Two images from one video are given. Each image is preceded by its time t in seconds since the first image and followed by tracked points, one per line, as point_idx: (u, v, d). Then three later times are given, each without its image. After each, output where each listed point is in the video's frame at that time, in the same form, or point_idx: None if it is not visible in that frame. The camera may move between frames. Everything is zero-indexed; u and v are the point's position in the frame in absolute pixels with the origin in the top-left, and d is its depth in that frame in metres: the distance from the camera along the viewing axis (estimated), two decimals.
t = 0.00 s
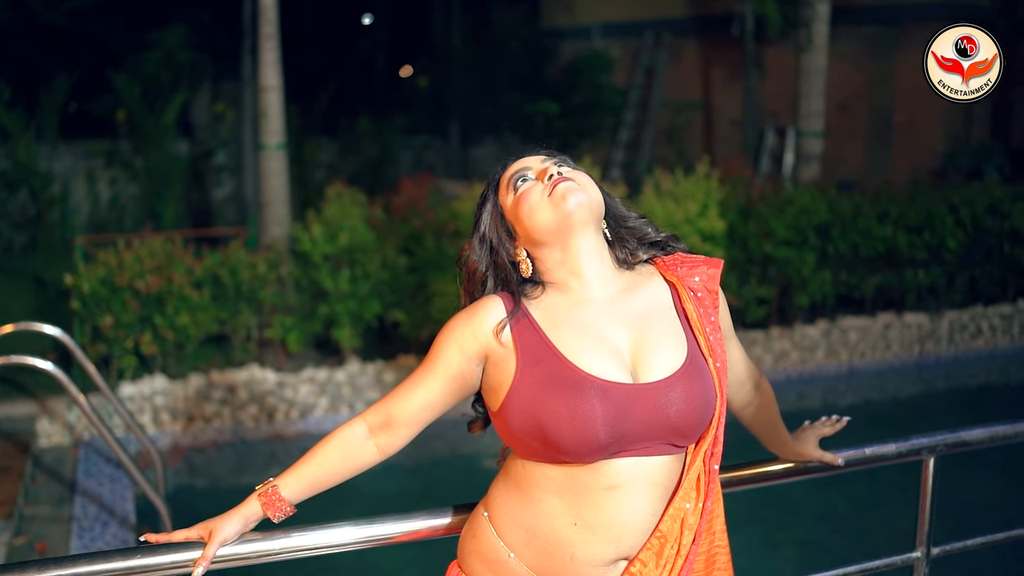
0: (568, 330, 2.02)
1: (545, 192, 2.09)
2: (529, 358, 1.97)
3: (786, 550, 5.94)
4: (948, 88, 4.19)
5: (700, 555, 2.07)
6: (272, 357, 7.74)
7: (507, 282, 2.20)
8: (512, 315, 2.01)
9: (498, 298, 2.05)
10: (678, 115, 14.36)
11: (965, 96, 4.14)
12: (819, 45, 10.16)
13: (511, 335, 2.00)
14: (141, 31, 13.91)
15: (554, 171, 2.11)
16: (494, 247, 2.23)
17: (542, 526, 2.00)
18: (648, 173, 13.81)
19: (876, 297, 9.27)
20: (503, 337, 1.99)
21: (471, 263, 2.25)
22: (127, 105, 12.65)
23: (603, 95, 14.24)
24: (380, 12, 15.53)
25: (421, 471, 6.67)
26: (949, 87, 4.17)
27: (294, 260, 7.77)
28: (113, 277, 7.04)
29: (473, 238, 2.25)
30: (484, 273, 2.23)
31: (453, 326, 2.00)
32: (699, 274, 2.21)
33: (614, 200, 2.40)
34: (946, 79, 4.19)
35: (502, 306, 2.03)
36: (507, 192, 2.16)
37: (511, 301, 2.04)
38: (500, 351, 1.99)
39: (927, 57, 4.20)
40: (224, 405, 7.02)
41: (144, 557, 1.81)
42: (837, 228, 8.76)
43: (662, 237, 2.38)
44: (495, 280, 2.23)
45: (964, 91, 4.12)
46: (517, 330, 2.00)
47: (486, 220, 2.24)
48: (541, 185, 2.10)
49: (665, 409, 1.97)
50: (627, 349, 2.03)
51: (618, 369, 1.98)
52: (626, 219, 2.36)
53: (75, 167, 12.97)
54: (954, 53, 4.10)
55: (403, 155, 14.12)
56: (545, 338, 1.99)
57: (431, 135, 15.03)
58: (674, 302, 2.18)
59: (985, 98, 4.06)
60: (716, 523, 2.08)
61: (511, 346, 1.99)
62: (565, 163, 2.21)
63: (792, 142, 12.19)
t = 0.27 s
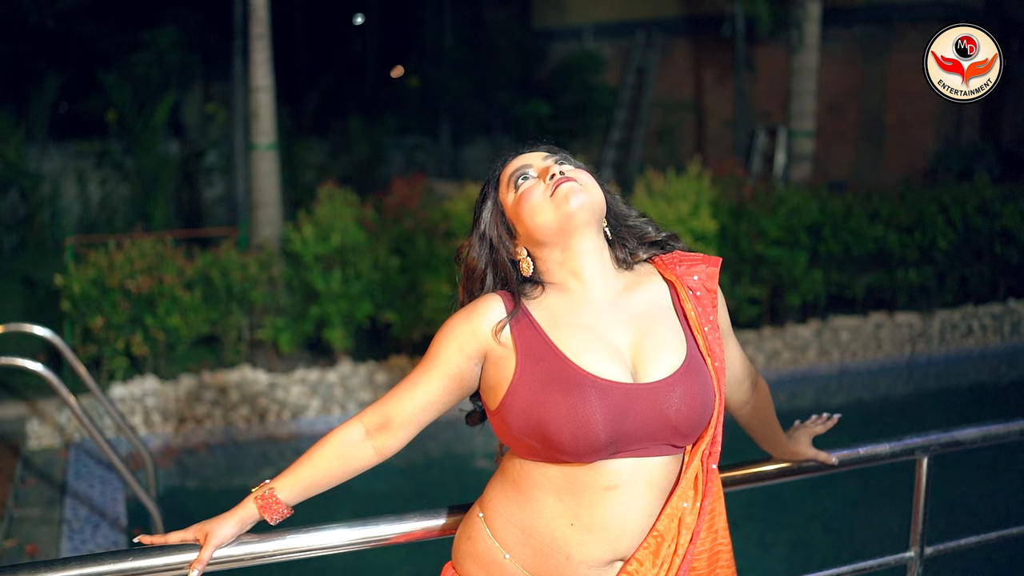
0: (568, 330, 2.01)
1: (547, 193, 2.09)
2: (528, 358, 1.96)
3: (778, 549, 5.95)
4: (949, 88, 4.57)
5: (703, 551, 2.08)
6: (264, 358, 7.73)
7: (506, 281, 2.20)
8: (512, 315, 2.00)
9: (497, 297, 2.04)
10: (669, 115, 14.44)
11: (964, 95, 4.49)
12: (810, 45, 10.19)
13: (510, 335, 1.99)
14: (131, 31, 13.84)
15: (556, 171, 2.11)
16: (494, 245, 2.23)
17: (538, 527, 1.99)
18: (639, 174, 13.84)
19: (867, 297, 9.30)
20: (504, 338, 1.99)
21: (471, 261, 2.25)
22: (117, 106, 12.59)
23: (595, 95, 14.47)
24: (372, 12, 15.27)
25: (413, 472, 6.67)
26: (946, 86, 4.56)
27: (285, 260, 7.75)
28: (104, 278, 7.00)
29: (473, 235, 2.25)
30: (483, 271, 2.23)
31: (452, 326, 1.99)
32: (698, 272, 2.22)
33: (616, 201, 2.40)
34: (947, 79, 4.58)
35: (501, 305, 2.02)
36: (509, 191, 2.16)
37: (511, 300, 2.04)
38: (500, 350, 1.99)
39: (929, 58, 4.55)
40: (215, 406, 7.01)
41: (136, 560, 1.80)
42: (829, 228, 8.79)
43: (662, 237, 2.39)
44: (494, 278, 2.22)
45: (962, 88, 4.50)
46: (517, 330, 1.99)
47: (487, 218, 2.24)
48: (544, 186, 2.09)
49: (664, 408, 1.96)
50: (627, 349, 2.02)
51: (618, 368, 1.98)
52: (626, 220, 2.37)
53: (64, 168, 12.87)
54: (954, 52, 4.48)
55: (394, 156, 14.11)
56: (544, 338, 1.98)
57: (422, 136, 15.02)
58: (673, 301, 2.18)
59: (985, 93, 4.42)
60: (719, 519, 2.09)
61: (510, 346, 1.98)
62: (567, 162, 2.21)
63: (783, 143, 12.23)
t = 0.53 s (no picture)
0: (566, 328, 2.00)
1: (547, 191, 2.07)
2: (525, 356, 1.95)
3: (770, 548, 5.95)
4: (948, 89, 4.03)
5: (701, 543, 2.09)
6: (255, 358, 7.70)
7: (503, 278, 2.18)
8: (509, 313, 1.99)
9: (495, 295, 2.02)
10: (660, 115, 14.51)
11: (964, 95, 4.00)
12: (801, 44, 10.21)
13: (507, 333, 1.98)
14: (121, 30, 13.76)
15: (556, 169, 2.09)
16: (490, 241, 2.21)
17: (531, 526, 1.98)
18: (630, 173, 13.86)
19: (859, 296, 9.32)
20: (501, 336, 1.98)
21: (468, 256, 2.23)
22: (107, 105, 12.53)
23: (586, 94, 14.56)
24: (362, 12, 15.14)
25: (405, 471, 6.65)
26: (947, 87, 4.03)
27: (276, 260, 7.72)
28: (94, 278, 6.96)
29: (471, 230, 2.23)
30: (479, 267, 2.21)
31: (450, 324, 1.97)
32: (693, 269, 2.22)
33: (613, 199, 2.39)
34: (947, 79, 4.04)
35: (499, 303, 2.00)
36: (508, 187, 2.14)
37: (508, 298, 2.02)
38: (497, 349, 1.97)
39: (927, 57, 4.06)
40: (206, 407, 6.98)
41: (126, 561, 1.78)
42: (820, 226, 8.80)
43: (659, 234, 2.38)
44: (491, 274, 2.21)
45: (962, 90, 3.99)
46: (514, 328, 1.98)
47: (484, 212, 2.21)
48: (544, 184, 2.08)
49: (661, 408, 1.96)
50: (624, 348, 2.01)
51: (615, 367, 1.97)
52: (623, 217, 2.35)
53: (53, 168, 12.79)
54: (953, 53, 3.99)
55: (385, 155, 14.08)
56: (541, 336, 1.97)
57: (413, 135, 15.00)
58: (668, 298, 2.17)
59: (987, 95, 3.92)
60: (717, 516, 2.11)
61: (507, 344, 1.97)
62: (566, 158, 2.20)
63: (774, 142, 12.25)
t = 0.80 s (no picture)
0: (559, 326, 2.00)
1: (545, 189, 2.07)
2: (519, 352, 1.94)
3: (761, 547, 5.96)
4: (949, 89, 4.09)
5: (696, 542, 2.09)
6: (246, 358, 7.68)
7: (497, 274, 2.16)
8: (503, 310, 1.99)
9: (489, 292, 2.02)
10: (650, 114, 14.54)
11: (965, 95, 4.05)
12: (791, 44, 10.22)
13: (501, 329, 1.97)
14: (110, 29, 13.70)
15: (554, 168, 2.09)
16: (485, 237, 2.18)
17: (519, 525, 1.97)
18: (622, 172, 13.87)
19: (851, 294, 9.34)
20: (496, 333, 1.97)
21: (462, 251, 2.20)
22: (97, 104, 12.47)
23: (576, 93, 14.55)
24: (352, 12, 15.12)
25: (396, 471, 6.64)
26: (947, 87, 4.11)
27: (267, 260, 7.70)
28: (85, 278, 6.94)
29: (466, 226, 2.20)
30: (474, 262, 2.19)
31: (445, 320, 1.97)
32: (684, 267, 2.22)
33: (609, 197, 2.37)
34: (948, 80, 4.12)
35: (493, 300, 2.00)
36: (506, 184, 2.14)
37: (502, 295, 2.02)
38: (490, 345, 1.97)
39: (928, 57, 4.13)
40: (197, 407, 6.95)
41: (118, 561, 1.77)
42: (811, 225, 8.82)
43: (654, 234, 2.36)
44: (484, 270, 2.18)
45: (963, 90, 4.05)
46: (508, 325, 1.98)
47: (480, 207, 2.18)
48: (543, 183, 2.07)
49: (653, 406, 1.96)
50: (616, 348, 2.02)
51: (608, 366, 1.97)
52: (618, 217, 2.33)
53: (43, 167, 12.72)
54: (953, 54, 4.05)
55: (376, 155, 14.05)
56: (534, 333, 1.97)
57: (405, 134, 14.98)
58: (658, 297, 2.17)
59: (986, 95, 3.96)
60: (712, 514, 2.11)
61: (500, 341, 1.97)
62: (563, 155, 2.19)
63: (765, 141, 12.27)
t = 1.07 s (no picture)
0: (550, 323, 2.00)
1: (542, 187, 2.06)
2: (510, 347, 1.94)
3: (755, 545, 5.95)
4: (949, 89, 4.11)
5: (688, 541, 2.09)
6: (239, 358, 7.66)
7: (489, 267, 2.15)
8: (494, 304, 1.98)
9: (481, 285, 2.01)
10: (644, 113, 14.54)
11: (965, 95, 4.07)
12: (785, 43, 10.23)
13: (493, 323, 1.97)
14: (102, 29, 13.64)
15: (551, 165, 2.08)
16: (479, 231, 2.18)
17: (504, 523, 1.95)
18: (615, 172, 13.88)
19: (844, 294, 9.36)
20: (487, 327, 1.96)
21: (455, 244, 2.20)
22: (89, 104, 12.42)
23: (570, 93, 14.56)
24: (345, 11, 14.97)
25: (389, 471, 6.62)
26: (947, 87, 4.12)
27: (260, 259, 7.68)
28: (76, 278, 6.91)
29: (460, 219, 2.20)
30: (467, 255, 2.18)
31: (437, 314, 1.96)
32: (672, 267, 2.21)
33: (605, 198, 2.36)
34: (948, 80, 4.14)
35: (484, 294, 1.99)
36: (502, 181, 2.13)
37: (494, 289, 2.01)
38: (480, 339, 1.96)
39: (928, 57, 4.14)
40: (190, 407, 6.93)
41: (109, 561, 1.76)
42: (804, 224, 8.83)
43: (648, 235, 2.35)
44: (477, 263, 2.18)
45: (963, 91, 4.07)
46: (499, 320, 1.97)
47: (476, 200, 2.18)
48: (539, 181, 2.06)
49: (642, 403, 1.95)
50: (607, 345, 2.02)
51: (598, 363, 1.97)
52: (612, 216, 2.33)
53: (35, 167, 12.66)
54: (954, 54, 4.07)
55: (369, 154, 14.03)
56: (524, 327, 1.97)
57: (398, 134, 14.95)
58: (647, 296, 2.18)
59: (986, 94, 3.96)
60: (704, 514, 2.10)
61: (491, 335, 1.96)
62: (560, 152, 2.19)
63: (758, 140, 12.28)
